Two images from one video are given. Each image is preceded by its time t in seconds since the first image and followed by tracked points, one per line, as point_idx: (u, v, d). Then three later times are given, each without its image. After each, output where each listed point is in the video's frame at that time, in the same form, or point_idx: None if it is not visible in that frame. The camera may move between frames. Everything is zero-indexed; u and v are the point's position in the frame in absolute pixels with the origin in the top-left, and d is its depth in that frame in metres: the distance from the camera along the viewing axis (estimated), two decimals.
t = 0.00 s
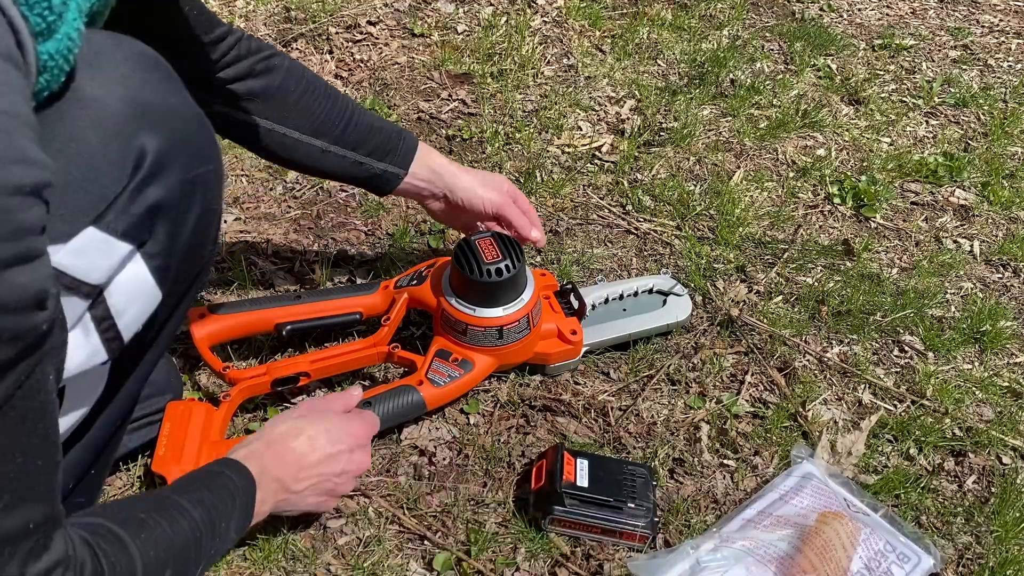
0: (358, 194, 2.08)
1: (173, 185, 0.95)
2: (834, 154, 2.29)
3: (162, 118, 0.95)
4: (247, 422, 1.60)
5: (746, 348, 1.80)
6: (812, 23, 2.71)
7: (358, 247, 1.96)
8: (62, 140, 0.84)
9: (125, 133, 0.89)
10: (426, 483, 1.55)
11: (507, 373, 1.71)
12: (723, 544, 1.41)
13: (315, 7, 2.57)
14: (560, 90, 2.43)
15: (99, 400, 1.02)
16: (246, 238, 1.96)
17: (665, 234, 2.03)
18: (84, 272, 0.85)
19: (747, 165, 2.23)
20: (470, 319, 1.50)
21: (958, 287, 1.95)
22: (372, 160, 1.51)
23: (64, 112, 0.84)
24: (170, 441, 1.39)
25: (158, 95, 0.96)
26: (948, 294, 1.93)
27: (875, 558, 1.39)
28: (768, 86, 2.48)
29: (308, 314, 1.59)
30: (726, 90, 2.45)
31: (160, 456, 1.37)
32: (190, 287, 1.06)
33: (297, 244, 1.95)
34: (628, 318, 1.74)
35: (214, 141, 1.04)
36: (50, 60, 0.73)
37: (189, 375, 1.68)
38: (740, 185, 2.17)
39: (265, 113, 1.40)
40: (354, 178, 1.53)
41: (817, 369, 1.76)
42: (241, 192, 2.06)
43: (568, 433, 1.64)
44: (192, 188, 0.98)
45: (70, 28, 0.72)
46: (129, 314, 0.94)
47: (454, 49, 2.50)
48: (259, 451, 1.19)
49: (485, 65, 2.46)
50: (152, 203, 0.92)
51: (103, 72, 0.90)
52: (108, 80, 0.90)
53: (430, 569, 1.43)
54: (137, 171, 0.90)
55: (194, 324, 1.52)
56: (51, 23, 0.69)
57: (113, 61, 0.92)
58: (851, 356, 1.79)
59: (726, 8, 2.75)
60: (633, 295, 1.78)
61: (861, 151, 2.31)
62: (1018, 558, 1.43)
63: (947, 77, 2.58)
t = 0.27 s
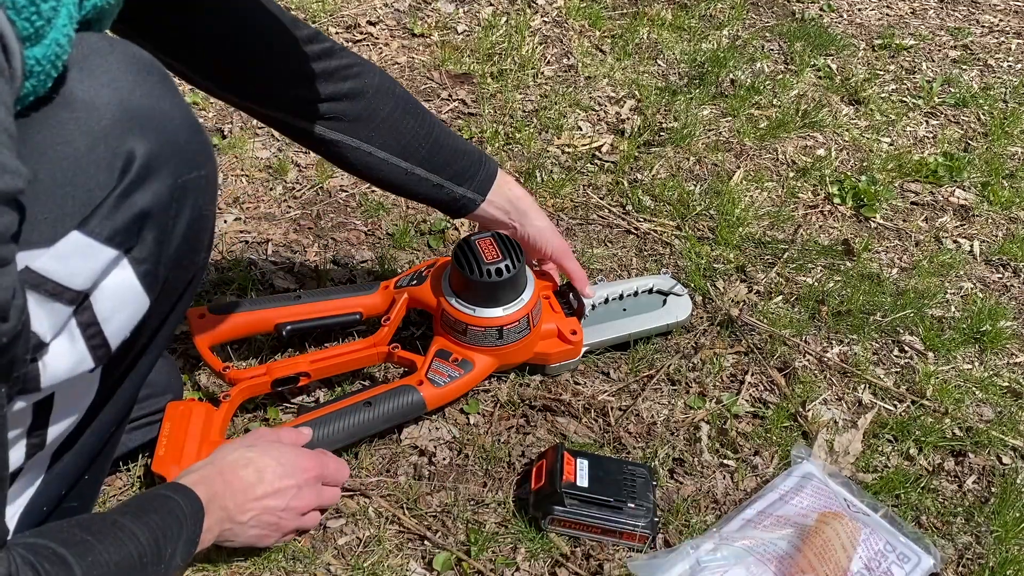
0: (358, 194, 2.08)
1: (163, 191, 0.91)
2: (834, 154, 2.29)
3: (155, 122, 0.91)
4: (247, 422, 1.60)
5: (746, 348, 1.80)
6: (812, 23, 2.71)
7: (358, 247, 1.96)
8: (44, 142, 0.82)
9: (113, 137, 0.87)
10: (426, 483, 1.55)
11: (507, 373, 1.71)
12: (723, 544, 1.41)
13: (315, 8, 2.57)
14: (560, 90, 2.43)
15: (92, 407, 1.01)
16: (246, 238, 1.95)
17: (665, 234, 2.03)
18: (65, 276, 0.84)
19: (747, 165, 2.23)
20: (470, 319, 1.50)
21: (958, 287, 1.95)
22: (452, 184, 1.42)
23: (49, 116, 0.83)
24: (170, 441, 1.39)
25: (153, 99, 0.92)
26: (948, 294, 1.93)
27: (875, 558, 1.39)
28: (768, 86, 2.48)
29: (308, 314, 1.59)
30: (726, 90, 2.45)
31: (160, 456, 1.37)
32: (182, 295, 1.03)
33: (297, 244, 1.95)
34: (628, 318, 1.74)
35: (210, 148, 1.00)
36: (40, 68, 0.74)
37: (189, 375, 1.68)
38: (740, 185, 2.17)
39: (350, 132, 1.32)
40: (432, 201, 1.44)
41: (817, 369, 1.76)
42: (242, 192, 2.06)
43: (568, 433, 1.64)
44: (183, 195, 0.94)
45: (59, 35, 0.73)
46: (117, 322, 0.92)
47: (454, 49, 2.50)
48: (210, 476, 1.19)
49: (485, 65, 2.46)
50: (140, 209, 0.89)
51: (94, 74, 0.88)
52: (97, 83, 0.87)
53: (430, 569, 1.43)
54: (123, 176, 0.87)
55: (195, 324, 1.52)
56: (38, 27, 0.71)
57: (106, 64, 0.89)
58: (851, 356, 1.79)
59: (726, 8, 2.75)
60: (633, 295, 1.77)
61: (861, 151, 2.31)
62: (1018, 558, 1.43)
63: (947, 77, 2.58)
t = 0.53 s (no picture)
0: (358, 193, 2.08)
1: (166, 193, 0.92)
2: (834, 153, 2.29)
3: (155, 124, 0.91)
4: (247, 422, 1.60)
5: (746, 348, 1.80)
6: (812, 23, 2.71)
7: (358, 247, 1.96)
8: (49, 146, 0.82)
9: (116, 139, 0.87)
10: (426, 483, 1.55)
11: (507, 373, 1.71)
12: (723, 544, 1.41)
13: (315, 8, 2.57)
14: (560, 90, 2.43)
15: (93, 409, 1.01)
16: (246, 238, 1.96)
17: (665, 234, 2.03)
18: (72, 280, 0.84)
19: (748, 165, 2.23)
20: (470, 319, 1.50)
21: (958, 287, 1.95)
22: (430, 177, 1.45)
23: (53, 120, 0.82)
24: (171, 441, 1.38)
25: (153, 101, 0.92)
26: (948, 294, 1.93)
27: (875, 558, 1.39)
28: (768, 86, 2.48)
29: (308, 314, 1.59)
30: (726, 90, 2.45)
31: (160, 456, 1.37)
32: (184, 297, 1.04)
33: (297, 244, 1.95)
34: (628, 319, 1.74)
35: (210, 148, 1.00)
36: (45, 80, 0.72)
37: (189, 376, 1.68)
38: (740, 185, 2.17)
39: (331, 126, 1.33)
40: (409, 193, 1.47)
41: (817, 369, 1.76)
42: (242, 192, 2.06)
43: (568, 433, 1.64)
44: (186, 196, 0.95)
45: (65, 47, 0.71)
46: (122, 323, 0.92)
47: (454, 49, 2.50)
48: (265, 466, 1.20)
49: (485, 65, 2.46)
50: (145, 211, 0.89)
51: (96, 78, 0.88)
52: (98, 87, 0.87)
53: (430, 570, 1.43)
54: (127, 179, 0.87)
55: (195, 324, 1.52)
56: (45, 44, 0.68)
57: (106, 68, 0.89)
58: (851, 356, 1.79)
59: (726, 8, 2.75)
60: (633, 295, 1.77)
61: (861, 151, 2.31)
62: (1018, 558, 1.43)
63: (947, 77, 2.58)
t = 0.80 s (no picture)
0: (358, 193, 2.08)
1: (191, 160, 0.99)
2: (834, 153, 2.29)
3: (186, 95, 0.98)
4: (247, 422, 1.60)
5: (746, 348, 1.80)
6: (812, 23, 2.71)
7: (358, 247, 1.96)
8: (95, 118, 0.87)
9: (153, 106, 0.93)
10: (426, 483, 1.55)
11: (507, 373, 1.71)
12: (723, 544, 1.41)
13: (315, 8, 2.57)
14: (560, 91, 2.43)
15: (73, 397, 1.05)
16: (246, 238, 1.96)
17: (665, 234, 2.03)
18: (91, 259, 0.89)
19: (748, 165, 2.23)
20: (470, 319, 1.50)
21: (958, 287, 1.95)
22: (419, 173, 1.45)
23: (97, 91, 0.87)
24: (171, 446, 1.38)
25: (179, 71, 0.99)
26: (948, 294, 1.93)
27: (875, 558, 1.39)
28: (768, 86, 2.48)
29: (308, 314, 1.59)
30: (726, 90, 2.45)
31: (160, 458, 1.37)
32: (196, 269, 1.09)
33: (297, 244, 1.96)
34: (628, 318, 1.74)
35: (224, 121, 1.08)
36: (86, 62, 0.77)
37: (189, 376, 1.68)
38: (740, 185, 2.17)
39: (320, 117, 1.33)
40: (399, 187, 1.47)
41: (817, 369, 1.76)
42: (242, 192, 2.06)
43: (568, 433, 1.64)
44: (210, 165, 1.03)
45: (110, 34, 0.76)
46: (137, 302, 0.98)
47: (454, 49, 2.50)
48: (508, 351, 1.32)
49: (485, 65, 2.46)
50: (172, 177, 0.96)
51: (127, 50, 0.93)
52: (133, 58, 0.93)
53: (430, 569, 1.43)
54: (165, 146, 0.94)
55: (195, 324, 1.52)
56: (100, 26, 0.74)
57: (134, 43, 0.95)
58: (851, 356, 1.79)
59: (726, 8, 2.75)
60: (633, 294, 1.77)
61: (861, 151, 2.31)
62: (1018, 558, 1.43)
63: (947, 77, 2.58)
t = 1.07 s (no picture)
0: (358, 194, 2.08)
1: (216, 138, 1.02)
2: (834, 153, 2.29)
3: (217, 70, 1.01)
4: (247, 422, 1.60)
5: (746, 348, 1.80)
6: (812, 24, 2.71)
7: (358, 247, 1.96)
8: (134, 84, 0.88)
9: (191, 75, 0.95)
10: (426, 483, 1.55)
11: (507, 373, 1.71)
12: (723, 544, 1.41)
13: (314, 8, 2.57)
14: (560, 91, 2.43)
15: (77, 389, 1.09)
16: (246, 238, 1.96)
17: (665, 234, 2.03)
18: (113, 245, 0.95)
19: (748, 165, 2.23)
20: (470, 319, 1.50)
21: (958, 287, 1.95)
22: (405, 176, 1.46)
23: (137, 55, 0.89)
24: (170, 452, 1.38)
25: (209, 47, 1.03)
26: (948, 294, 1.93)
27: (875, 558, 1.38)
28: (768, 86, 2.48)
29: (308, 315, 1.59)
30: (726, 90, 2.45)
31: (161, 459, 1.38)
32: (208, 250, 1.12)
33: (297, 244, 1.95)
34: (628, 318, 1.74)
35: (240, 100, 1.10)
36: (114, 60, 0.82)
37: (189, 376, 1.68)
38: (740, 185, 2.17)
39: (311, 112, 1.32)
40: (385, 192, 1.47)
41: (817, 369, 1.76)
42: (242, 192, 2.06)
43: (568, 433, 1.64)
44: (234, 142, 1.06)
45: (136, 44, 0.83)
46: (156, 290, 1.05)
47: (454, 49, 2.50)
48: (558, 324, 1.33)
49: (485, 65, 2.46)
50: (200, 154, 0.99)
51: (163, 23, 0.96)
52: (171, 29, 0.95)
53: (430, 569, 1.43)
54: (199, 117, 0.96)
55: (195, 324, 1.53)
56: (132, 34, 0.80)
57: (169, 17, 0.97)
58: (851, 356, 1.79)
59: (727, 8, 2.75)
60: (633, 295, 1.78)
61: (861, 151, 2.31)
62: (1018, 558, 1.43)
63: (947, 77, 2.58)
